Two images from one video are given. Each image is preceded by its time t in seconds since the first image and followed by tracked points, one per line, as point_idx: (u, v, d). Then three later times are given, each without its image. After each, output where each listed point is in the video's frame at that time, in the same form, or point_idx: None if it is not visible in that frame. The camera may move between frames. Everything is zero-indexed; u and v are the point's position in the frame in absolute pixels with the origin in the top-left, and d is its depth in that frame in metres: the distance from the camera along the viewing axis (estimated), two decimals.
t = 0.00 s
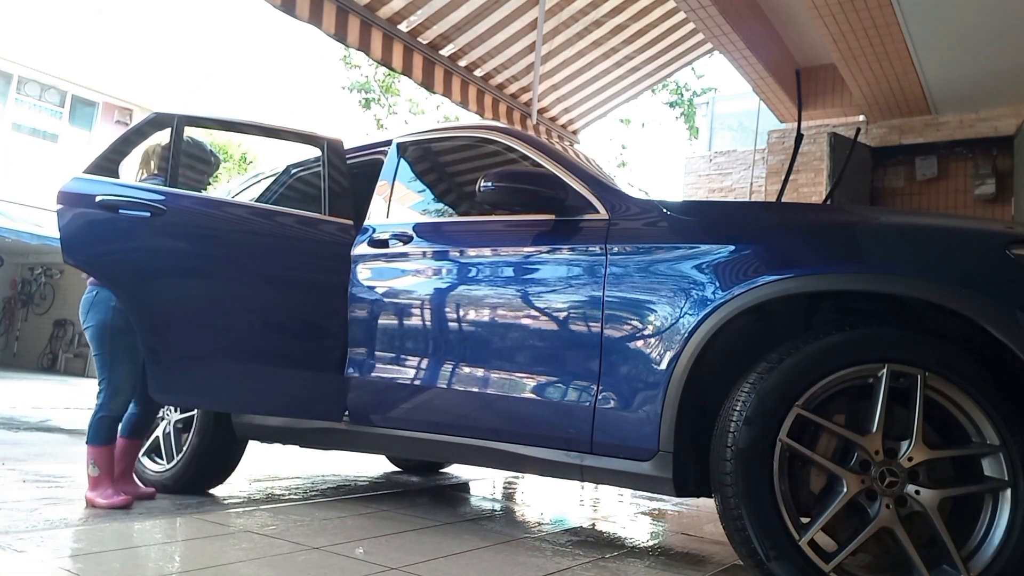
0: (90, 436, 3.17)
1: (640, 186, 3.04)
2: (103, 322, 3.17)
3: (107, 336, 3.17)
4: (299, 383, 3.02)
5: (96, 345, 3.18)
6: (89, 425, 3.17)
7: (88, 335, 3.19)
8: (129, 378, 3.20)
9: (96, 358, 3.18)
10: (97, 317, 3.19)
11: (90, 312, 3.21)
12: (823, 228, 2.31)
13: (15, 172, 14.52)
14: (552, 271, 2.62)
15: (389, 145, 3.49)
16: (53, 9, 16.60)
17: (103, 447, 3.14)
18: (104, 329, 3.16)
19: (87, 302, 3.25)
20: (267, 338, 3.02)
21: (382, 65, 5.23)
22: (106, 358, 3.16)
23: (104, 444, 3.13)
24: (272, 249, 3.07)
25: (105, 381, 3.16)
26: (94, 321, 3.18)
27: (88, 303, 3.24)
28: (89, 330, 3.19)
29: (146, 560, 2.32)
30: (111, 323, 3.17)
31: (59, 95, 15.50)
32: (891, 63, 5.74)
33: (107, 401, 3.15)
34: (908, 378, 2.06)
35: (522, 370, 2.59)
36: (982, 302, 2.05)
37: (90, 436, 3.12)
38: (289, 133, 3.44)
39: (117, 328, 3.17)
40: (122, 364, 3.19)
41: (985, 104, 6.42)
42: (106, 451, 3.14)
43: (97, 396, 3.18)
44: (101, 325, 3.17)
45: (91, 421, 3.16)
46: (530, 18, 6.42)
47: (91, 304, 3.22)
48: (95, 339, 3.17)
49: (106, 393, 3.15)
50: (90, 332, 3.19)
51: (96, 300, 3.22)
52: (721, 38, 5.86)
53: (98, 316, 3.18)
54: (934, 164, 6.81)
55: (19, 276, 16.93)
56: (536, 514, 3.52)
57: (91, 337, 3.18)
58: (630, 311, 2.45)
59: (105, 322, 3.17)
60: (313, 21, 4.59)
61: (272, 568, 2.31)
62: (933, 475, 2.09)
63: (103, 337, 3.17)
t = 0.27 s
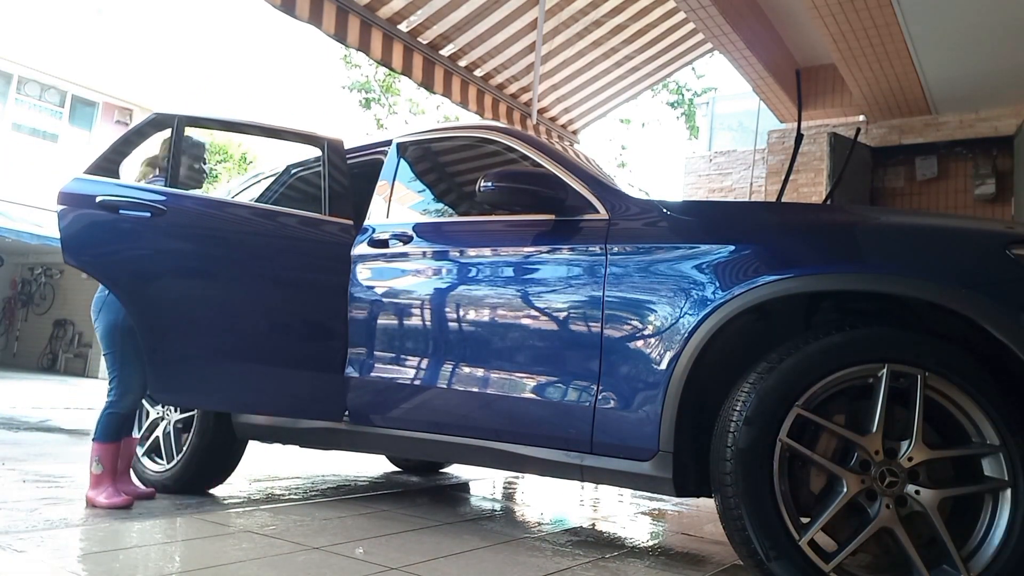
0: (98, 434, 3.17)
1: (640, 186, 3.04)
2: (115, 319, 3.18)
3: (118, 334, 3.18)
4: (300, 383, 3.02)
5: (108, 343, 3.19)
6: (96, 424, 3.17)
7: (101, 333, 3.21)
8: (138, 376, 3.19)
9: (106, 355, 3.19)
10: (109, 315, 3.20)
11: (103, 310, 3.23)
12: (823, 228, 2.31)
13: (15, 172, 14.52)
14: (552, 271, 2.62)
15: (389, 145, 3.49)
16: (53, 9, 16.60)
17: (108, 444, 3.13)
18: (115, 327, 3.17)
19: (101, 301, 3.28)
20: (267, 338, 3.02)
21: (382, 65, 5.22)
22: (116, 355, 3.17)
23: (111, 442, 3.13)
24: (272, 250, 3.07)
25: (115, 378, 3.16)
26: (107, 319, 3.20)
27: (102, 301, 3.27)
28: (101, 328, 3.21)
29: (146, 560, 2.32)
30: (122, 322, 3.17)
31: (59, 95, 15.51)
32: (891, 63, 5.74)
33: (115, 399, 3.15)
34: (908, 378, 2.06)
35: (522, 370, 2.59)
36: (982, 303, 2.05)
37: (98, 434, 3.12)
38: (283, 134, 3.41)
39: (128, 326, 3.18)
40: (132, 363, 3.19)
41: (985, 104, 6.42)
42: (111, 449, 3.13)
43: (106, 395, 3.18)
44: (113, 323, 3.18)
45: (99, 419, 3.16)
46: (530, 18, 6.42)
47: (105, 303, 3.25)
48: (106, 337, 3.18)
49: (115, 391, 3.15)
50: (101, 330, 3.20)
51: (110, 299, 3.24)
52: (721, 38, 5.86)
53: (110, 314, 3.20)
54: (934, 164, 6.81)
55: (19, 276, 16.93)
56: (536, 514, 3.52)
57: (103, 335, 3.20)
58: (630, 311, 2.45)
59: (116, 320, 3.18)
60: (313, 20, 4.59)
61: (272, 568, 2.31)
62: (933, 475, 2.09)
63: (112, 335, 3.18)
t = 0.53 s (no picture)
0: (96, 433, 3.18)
1: (640, 186, 3.04)
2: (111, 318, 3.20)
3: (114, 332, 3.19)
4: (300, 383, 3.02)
5: (104, 342, 3.20)
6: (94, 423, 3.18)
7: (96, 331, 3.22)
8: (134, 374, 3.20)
9: (103, 354, 3.20)
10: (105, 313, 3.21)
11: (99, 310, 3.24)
12: (823, 228, 2.31)
13: (15, 172, 14.52)
14: (552, 271, 2.62)
15: (388, 145, 3.48)
16: (53, 9, 16.60)
17: (108, 442, 3.13)
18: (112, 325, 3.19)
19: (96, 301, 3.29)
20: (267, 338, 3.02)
21: (382, 65, 5.22)
22: (113, 353, 3.18)
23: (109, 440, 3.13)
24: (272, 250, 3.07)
25: (111, 376, 3.17)
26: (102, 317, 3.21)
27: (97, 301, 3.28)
28: (97, 327, 3.22)
29: (145, 560, 2.32)
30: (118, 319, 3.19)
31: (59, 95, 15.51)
32: (891, 63, 5.74)
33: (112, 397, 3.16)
34: (909, 378, 2.06)
35: (521, 370, 2.59)
36: (982, 303, 2.05)
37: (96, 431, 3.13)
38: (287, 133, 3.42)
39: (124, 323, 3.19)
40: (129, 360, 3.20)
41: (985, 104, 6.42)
42: (111, 449, 3.13)
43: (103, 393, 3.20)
44: (109, 321, 3.20)
45: (97, 418, 3.17)
46: (530, 18, 6.42)
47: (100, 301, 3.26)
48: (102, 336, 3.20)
49: (111, 388, 3.16)
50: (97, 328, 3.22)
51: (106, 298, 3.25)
52: (721, 38, 5.86)
53: (105, 313, 3.21)
54: (934, 164, 6.81)
55: (19, 276, 16.93)
56: (536, 514, 3.52)
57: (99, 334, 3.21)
58: (630, 311, 2.45)
59: (112, 318, 3.19)
60: (313, 20, 4.59)
61: (271, 568, 2.31)
62: (933, 475, 2.09)
63: (108, 333, 3.19)
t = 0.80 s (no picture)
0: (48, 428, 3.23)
1: (640, 186, 3.04)
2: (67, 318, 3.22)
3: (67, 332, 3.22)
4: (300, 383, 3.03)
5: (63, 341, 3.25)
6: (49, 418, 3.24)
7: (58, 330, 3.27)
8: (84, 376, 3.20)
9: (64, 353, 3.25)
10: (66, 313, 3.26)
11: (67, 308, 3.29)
12: (823, 228, 2.31)
13: (15, 172, 14.52)
14: (552, 271, 2.62)
15: (388, 145, 3.48)
16: (53, 9, 16.60)
17: (51, 437, 3.16)
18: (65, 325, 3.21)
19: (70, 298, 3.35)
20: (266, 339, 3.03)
21: (382, 65, 5.22)
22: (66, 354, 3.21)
23: (52, 436, 3.16)
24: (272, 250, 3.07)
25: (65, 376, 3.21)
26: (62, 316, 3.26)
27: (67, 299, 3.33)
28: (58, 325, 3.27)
29: (144, 560, 2.32)
30: (73, 320, 3.21)
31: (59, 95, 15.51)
32: (891, 63, 5.74)
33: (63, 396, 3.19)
34: (908, 378, 2.06)
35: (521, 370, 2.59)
36: (982, 303, 2.05)
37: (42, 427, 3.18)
38: (298, 136, 3.54)
39: (76, 325, 3.20)
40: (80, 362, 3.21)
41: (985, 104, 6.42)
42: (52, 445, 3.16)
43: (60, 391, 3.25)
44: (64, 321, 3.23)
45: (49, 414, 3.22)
46: (530, 18, 6.42)
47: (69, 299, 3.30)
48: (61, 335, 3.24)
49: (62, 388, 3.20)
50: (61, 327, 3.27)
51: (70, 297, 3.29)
52: (721, 38, 5.86)
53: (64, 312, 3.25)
54: (934, 164, 6.81)
55: (19, 276, 16.92)
56: (536, 514, 3.52)
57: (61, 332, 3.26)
58: (630, 311, 2.45)
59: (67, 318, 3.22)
60: (313, 21, 4.59)
61: (271, 567, 2.31)
62: (933, 475, 2.09)
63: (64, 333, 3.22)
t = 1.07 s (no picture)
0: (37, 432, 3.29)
1: (640, 186, 3.05)
2: (49, 322, 3.32)
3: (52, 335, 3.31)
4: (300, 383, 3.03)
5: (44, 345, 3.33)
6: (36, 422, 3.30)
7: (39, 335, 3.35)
8: (69, 377, 3.30)
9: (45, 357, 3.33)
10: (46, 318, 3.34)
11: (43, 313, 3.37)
12: (823, 228, 2.31)
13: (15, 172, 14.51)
14: (552, 271, 2.62)
15: (389, 145, 3.48)
16: (53, 9, 16.59)
17: (44, 440, 3.23)
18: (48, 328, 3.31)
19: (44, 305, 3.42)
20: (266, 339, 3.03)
21: (382, 65, 5.22)
22: (50, 357, 3.30)
23: (45, 437, 3.23)
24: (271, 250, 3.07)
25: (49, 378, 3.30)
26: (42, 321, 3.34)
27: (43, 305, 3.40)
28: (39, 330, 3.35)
29: (144, 560, 2.32)
30: (55, 323, 3.30)
31: (59, 95, 15.51)
32: (891, 63, 5.74)
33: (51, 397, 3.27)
34: (908, 378, 2.06)
35: (521, 370, 2.59)
36: (982, 303, 2.05)
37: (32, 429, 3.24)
38: (298, 137, 3.54)
39: (59, 327, 3.30)
40: (65, 363, 3.32)
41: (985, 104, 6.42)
42: (46, 446, 3.22)
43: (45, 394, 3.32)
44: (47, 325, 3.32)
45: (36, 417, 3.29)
46: (530, 18, 6.42)
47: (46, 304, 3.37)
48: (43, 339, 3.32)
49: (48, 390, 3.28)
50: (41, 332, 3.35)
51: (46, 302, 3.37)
52: (721, 37, 5.86)
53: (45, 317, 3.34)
54: (934, 164, 6.81)
55: (19, 276, 16.91)
56: (536, 514, 3.52)
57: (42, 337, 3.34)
58: (630, 311, 2.45)
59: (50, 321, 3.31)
60: (313, 21, 4.59)
61: (270, 567, 2.31)
62: (933, 475, 2.09)
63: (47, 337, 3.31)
